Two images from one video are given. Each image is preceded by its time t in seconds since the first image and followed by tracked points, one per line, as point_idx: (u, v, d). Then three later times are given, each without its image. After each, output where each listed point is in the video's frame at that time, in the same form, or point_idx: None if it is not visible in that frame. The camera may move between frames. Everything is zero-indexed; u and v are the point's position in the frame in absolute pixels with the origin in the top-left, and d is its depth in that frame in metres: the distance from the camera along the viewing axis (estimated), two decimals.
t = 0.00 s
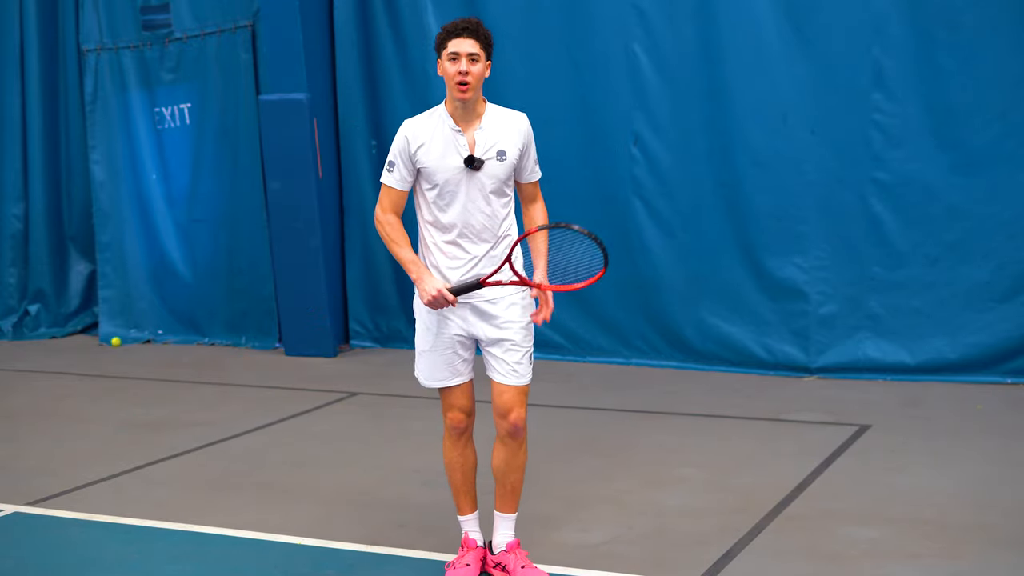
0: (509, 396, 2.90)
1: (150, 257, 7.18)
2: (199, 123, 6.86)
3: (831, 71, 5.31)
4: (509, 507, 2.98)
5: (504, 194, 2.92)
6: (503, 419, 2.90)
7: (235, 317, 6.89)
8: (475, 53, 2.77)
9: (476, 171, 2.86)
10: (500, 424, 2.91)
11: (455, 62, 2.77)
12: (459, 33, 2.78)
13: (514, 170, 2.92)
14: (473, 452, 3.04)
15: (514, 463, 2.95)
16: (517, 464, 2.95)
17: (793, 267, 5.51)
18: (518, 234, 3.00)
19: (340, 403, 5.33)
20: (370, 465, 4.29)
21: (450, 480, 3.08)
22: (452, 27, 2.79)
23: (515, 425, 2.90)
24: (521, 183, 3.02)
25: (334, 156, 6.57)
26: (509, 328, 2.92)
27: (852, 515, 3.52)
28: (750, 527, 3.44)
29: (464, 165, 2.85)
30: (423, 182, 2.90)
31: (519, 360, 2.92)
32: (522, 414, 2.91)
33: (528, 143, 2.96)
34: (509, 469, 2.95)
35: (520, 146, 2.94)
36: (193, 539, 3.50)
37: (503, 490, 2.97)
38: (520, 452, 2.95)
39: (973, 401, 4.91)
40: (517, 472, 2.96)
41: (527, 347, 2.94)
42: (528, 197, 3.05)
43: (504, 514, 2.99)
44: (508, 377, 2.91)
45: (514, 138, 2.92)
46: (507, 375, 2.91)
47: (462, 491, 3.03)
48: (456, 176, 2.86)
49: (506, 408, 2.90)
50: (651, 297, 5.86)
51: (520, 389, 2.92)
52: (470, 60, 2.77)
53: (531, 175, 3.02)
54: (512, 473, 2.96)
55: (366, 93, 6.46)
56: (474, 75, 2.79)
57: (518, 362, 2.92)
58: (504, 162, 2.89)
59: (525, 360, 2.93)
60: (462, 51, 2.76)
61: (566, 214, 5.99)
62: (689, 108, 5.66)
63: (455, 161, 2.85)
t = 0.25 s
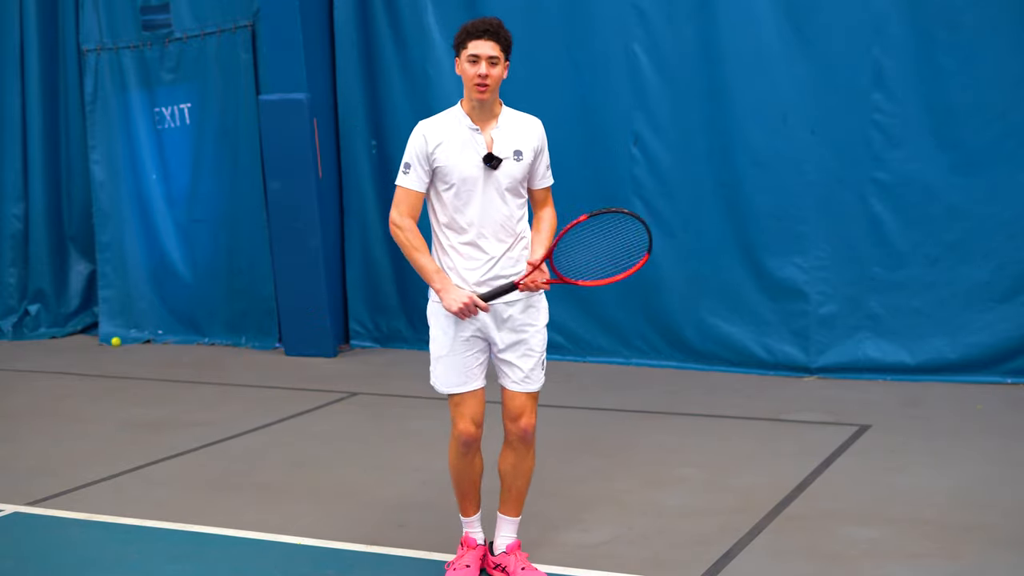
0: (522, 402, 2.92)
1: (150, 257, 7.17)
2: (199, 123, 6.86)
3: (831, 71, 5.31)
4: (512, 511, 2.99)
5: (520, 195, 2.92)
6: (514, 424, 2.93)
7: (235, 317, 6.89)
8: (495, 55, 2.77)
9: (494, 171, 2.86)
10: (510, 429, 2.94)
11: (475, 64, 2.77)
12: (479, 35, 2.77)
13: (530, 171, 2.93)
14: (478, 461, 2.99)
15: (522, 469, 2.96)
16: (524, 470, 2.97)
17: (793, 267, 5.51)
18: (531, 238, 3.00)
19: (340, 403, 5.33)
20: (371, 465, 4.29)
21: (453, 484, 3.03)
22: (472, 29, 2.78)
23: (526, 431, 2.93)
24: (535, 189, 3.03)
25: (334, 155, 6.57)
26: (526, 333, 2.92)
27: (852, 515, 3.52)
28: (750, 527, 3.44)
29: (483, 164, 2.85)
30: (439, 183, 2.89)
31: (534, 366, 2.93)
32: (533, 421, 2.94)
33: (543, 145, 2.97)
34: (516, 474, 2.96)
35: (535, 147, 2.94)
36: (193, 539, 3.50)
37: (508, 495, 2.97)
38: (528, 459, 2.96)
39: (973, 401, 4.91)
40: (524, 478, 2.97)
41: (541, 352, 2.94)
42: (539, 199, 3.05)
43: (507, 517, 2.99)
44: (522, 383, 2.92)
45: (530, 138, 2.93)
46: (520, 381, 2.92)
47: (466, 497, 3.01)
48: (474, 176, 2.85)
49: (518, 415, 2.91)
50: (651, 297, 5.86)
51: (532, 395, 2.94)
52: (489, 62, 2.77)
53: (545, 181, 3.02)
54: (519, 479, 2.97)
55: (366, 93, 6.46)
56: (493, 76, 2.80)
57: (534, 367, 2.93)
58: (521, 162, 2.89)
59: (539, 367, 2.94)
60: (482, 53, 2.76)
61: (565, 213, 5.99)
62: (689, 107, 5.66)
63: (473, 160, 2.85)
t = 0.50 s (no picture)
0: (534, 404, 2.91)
1: (150, 258, 7.17)
2: (199, 123, 6.86)
3: (831, 71, 5.31)
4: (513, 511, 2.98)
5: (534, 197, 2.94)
6: (524, 425, 2.90)
7: (235, 317, 6.89)
8: (514, 64, 2.73)
9: (515, 174, 2.86)
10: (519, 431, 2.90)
11: (494, 71, 2.72)
12: (499, 43, 2.72)
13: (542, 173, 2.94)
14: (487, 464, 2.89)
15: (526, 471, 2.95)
16: (529, 471, 2.95)
17: (793, 267, 5.51)
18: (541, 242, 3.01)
19: (340, 403, 5.33)
20: (371, 465, 4.29)
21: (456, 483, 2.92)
22: (491, 36, 2.73)
23: (535, 433, 2.90)
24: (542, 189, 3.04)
25: (334, 155, 6.57)
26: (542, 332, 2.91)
27: (852, 515, 3.52)
28: (750, 527, 3.44)
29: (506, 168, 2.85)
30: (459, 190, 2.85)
31: (549, 366, 2.93)
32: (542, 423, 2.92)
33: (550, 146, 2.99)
34: (520, 475, 2.95)
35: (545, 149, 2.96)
36: (193, 539, 3.50)
37: (512, 495, 2.96)
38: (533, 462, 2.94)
39: (973, 401, 4.91)
40: (528, 479, 2.95)
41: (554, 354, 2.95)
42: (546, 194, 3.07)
43: (509, 518, 2.98)
44: (537, 385, 2.92)
45: (541, 140, 2.94)
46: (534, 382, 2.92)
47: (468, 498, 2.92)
48: (495, 180, 2.84)
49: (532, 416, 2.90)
50: (651, 297, 5.86)
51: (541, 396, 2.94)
52: (508, 71, 2.73)
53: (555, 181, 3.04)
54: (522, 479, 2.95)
55: (365, 93, 6.46)
56: (511, 84, 2.76)
57: (549, 368, 2.92)
58: (536, 164, 2.90)
59: (553, 368, 2.94)
60: (503, 62, 2.71)
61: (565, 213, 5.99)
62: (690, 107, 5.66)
63: (495, 164, 2.83)
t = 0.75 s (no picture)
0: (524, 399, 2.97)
1: (150, 258, 7.17)
2: (200, 123, 6.86)
3: (831, 71, 5.32)
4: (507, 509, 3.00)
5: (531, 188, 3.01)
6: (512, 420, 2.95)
7: (235, 317, 6.89)
8: (526, 64, 2.72)
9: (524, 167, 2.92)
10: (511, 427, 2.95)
11: (507, 72, 2.72)
12: (514, 42, 2.70)
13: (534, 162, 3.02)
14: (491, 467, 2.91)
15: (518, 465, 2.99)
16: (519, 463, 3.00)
17: (793, 267, 5.51)
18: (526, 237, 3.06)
19: (340, 403, 5.33)
20: (372, 465, 4.29)
21: (464, 497, 2.88)
22: (505, 33, 2.70)
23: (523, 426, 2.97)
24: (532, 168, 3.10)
25: (334, 155, 6.57)
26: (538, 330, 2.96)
27: (852, 515, 3.52)
28: (750, 527, 3.44)
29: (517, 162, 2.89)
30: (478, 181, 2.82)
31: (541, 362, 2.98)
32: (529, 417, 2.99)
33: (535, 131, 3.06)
34: (512, 470, 2.99)
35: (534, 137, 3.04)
36: (194, 539, 3.50)
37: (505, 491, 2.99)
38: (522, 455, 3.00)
39: (973, 401, 4.91)
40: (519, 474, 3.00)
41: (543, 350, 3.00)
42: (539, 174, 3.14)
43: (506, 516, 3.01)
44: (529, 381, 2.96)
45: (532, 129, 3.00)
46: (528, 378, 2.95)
47: (477, 509, 2.89)
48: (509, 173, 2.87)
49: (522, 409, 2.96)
50: (651, 297, 5.86)
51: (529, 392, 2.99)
52: (520, 71, 2.73)
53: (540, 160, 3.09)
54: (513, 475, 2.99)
55: (366, 93, 6.46)
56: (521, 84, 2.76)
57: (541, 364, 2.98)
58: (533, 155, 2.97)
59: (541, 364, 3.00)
60: (515, 62, 2.71)
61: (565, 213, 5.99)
62: (690, 107, 5.66)
63: (507, 157, 2.86)
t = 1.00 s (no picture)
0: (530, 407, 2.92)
1: (150, 258, 7.17)
2: (200, 123, 6.86)
3: (830, 71, 5.32)
4: (510, 509, 2.99)
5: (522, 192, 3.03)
6: (520, 429, 2.90)
7: (235, 317, 6.89)
8: (530, 67, 2.73)
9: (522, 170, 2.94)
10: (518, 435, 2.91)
11: (512, 73, 2.72)
12: (520, 45, 2.70)
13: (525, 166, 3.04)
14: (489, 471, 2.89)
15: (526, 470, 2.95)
16: (528, 469, 2.95)
17: (793, 267, 5.51)
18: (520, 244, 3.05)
19: (340, 403, 5.33)
20: (372, 465, 4.29)
21: (460, 501, 2.88)
22: (511, 35, 2.69)
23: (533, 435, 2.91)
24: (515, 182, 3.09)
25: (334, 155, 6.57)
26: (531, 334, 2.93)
27: (852, 515, 3.52)
28: (750, 527, 3.44)
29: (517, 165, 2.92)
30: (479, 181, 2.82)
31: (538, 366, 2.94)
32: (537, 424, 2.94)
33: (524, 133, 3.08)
34: (519, 475, 2.95)
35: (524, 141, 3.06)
36: (194, 539, 3.50)
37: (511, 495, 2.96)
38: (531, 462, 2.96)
39: (973, 401, 4.92)
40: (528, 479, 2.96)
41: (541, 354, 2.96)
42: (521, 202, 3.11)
43: (508, 515, 3.00)
44: (529, 386, 2.92)
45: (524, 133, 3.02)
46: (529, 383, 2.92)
47: (474, 515, 2.87)
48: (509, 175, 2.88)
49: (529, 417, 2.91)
50: (650, 297, 5.86)
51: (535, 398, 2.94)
52: (525, 74, 2.73)
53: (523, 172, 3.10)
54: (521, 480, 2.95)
55: (366, 93, 6.46)
56: (525, 87, 2.76)
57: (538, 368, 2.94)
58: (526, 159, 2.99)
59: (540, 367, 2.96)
60: (520, 64, 2.71)
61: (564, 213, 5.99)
62: (690, 107, 5.66)
63: (508, 160, 2.86)
